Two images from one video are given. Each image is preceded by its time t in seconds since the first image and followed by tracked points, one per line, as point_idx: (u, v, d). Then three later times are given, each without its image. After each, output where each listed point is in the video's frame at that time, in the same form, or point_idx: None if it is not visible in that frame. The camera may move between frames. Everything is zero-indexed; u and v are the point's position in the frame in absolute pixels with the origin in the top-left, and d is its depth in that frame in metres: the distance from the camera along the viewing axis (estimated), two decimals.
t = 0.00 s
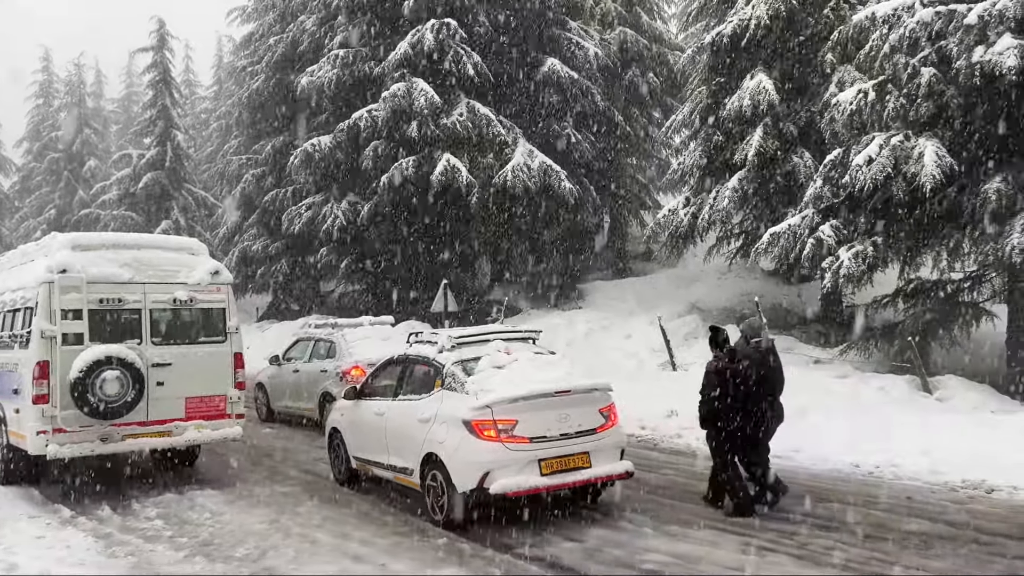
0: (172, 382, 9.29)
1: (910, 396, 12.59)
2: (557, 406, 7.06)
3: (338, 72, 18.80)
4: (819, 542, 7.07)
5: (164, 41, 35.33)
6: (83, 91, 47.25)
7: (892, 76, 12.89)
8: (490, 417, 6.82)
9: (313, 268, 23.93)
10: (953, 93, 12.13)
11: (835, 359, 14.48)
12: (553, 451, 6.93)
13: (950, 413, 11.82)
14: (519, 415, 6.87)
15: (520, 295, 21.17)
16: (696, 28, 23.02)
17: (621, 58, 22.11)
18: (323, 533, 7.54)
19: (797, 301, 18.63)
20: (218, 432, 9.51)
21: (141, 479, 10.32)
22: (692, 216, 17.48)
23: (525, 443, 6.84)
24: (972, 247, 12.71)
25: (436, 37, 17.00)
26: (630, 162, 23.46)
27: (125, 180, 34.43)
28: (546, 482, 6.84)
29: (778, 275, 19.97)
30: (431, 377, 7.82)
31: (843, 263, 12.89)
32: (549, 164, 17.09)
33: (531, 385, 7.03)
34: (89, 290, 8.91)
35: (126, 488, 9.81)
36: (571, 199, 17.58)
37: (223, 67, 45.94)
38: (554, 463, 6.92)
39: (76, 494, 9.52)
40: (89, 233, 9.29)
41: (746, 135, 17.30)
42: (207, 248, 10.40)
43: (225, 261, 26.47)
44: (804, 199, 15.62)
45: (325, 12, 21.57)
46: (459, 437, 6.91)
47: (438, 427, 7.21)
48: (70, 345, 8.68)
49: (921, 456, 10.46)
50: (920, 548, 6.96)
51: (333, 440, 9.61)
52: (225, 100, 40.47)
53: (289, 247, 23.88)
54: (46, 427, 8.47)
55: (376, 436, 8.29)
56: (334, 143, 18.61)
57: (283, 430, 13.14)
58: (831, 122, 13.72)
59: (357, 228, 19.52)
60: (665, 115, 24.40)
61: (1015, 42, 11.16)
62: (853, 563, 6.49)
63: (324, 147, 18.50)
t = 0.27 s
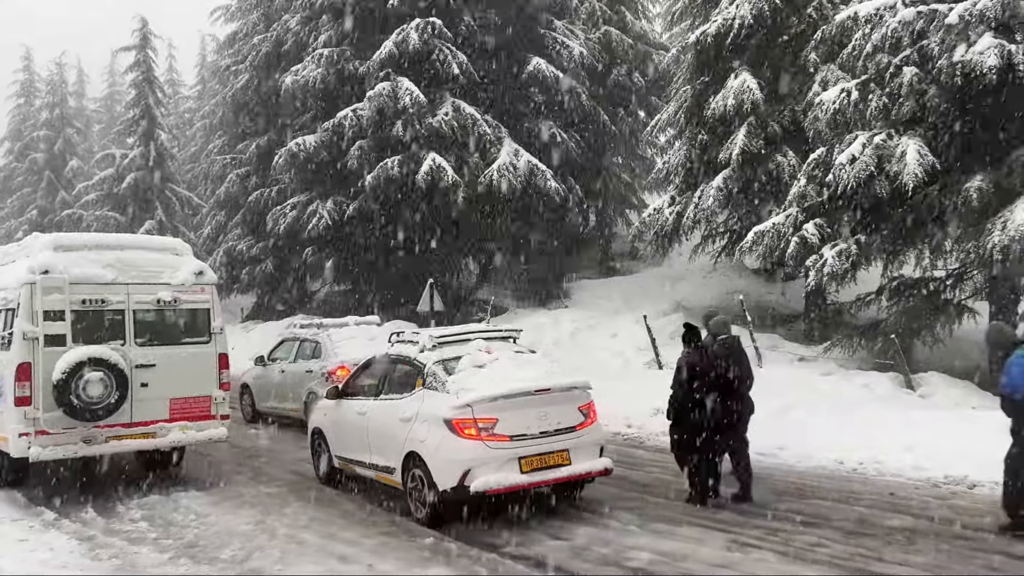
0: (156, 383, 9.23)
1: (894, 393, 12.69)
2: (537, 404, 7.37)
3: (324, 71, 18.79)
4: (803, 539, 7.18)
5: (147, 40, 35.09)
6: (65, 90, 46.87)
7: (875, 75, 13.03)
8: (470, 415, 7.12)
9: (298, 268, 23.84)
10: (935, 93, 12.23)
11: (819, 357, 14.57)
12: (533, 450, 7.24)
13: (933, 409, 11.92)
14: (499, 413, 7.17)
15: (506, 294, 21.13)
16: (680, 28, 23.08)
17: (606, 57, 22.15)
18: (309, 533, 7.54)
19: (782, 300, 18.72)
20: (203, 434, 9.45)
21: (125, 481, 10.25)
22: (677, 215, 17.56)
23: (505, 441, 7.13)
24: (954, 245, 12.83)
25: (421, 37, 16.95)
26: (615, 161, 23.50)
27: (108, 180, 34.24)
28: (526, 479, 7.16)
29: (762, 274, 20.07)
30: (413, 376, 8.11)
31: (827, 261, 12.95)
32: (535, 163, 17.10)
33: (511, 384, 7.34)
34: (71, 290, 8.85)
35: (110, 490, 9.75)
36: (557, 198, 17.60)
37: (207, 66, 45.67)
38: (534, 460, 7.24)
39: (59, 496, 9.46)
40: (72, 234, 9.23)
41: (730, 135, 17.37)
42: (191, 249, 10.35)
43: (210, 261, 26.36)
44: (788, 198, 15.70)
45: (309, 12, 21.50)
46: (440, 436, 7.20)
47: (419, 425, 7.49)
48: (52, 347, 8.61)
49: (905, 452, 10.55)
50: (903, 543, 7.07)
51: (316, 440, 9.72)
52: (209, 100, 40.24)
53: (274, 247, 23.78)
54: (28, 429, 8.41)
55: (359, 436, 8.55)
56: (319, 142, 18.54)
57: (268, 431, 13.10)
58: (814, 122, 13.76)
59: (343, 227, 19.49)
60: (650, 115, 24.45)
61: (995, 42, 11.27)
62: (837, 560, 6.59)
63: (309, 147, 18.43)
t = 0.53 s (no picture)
0: (136, 385, 9.16)
1: (874, 390, 12.79)
2: (512, 403, 7.70)
3: (305, 71, 18.74)
4: (785, 536, 7.30)
5: (126, 39, 34.80)
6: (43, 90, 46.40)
7: (855, 75, 13.11)
8: (447, 415, 7.43)
9: (280, 269, 23.72)
10: (913, 93, 12.38)
11: (800, 354, 14.66)
12: (508, 448, 7.57)
13: (913, 406, 12.04)
14: (475, 413, 7.49)
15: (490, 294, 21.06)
16: (661, 28, 23.15)
17: (588, 57, 22.15)
18: (291, 535, 7.54)
19: (763, 298, 18.82)
20: (184, 436, 9.40)
21: (105, 484, 10.18)
22: (659, 215, 17.62)
23: (481, 440, 7.45)
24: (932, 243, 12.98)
25: (403, 36, 16.89)
26: (597, 160, 23.54)
27: (87, 180, 33.99)
28: (502, 477, 7.49)
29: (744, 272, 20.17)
30: (390, 375, 8.46)
31: (807, 260, 13.03)
32: (518, 163, 17.11)
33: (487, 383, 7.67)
34: (50, 292, 8.75)
35: (90, 493, 9.67)
36: (540, 197, 17.61)
37: (187, 66, 45.35)
38: (510, 459, 7.56)
39: (38, 500, 9.37)
40: (51, 235, 9.14)
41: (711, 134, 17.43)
42: (171, 249, 10.20)
43: (191, 262, 26.17)
44: (769, 198, 15.75)
45: (290, 11, 21.39)
46: (416, 435, 7.51)
47: (395, 425, 7.81)
48: (31, 349, 8.53)
49: (886, 448, 10.63)
50: (883, 539, 7.20)
51: (293, 440, 9.98)
52: (189, 99, 39.95)
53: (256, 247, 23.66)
54: (6, 432, 8.33)
55: (337, 435, 8.85)
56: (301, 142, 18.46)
57: (250, 433, 13.06)
58: (795, 121, 13.79)
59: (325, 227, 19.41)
60: (632, 114, 24.49)
61: (972, 42, 11.38)
62: (818, 556, 6.72)
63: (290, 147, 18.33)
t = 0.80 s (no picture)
0: (113, 388, 9.07)
1: (852, 387, 12.93)
2: (485, 402, 8.16)
3: (284, 70, 18.62)
4: (763, 533, 7.44)
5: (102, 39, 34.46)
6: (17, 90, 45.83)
7: (831, 75, 13.18)
8: (421, 414, 7.87)
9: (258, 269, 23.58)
10: (888, 93, 12.52)
11: (778, 352, 14.77)
12: (480, 447, 8.02)
13: (889, 402, 12.18)
14: (447, 411, 7.94)
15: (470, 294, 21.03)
16: (640, 28, 23.26)
17: (567, 57, 22.18)
18: (272, 537, 7.55)
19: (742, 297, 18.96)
20: (162, 438, 9.32)
21: (82, 487, 10.09)
22: (639, 214, 17.67)
23: (454, 438, 7.90)
24: (909, 242, 13.14)
25: (382, 36, 16.84)
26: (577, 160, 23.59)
27: (63, 180, 33.64)
28: (474, 474, 7.94)
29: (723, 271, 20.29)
30: (364, 374, 8.88)
31: (785, 259, 13.10)
32: (498, 162, 17.14)
33: (459, 382, 8.13)
34: (24, 294, 8.63)
35: (66, 497, 9.59)
36: (520, 197, 17.62)
37: (164, 66, 44.97)
38: (482, 456, 8.02)
39: (13, 504, 9.27)
40: (25, 236, 9.00)
41: (690, 134, 17.51)
42: (148, 250, 10.11)
43: (168, 263, 25.95)
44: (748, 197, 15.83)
45: (268, 11, 21.29)
46: (390, 434, 7.93)
47: (369, 425, 8.23)
48: (5, 352, 8.40)
49: (863, 446, 10.73)
50: (860, 535, 7.34)
51: (270, 441, 10.23)
52: (166, 99, 39.62)
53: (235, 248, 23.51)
54: None
55: (312, 435, 9.22)
56: (279, 142, 18.31)
57: (228, 435, 13.01)
58: (772, 120, 13.86)
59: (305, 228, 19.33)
60: (612, 114, 24.56)
61: (945, 43, 11.53)
62: (796, 552, 6.84)
63: (269, 147, 18.17)
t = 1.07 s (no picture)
0: (87, 390, 8.92)
1: (827, 385, 13.06)
2: (458, 401, 8.19)
3: (260, 69, 18.43)
4: (740, 531, 7.50)
5: (75, 37, 34.08)
6: None
7: (805, 76, 13.29)
8: (393, 413, 7.87)
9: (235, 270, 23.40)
10: (863, 93, 12.54)
11: (755, 351, 14.86)
12: (453, 445, 8.04)
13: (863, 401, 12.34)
14: (420, 411, 7.95)
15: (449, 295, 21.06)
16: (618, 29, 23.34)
17: (545, 56, 22.19)
18: (248, 540, 7.50)
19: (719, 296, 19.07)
20: (137, 440, 9.18)
21: (55, 491, 9.96)
22: (617, 214, 17.70)
23: (427, 437, 7.91)
24: (883, 241, 13.23)
25: (359, 35, 16.77)
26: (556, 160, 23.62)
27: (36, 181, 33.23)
28: (448, 473, 7.94)
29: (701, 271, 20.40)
30: (338, 375, 8.90)
31: (762, 258, 13.16)
32: (477, 162, 17.13)
33: (433, 382, 8.15)
34: None
35: (39, 501, 9.45)
36: (498, 197, 17.59)
37: (139, 65, 44.57)
38: (455, 455, 8.03)
39: None
40: None
41: (667, 134, 17.57)
42: (121, 251, 9.99)
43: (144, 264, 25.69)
44: (724, 197, 15.91)
45: (244, 10, 21.14)
46: (363, 434, 7.93)
47: (342, 425, 8.26)
48: None
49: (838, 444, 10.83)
50: (835, 532, 7.43)
51: (245, 442, 10.30)
52: (141, 98, 39.23)
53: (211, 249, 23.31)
54: None
55: (286, 436, 9.26)
56: (256, 141, 18.21)
57: (205, 437, 12.91)
58: (749, 121, 13.93)
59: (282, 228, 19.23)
60: (590, 114, 24.61)
61: (918, 44, 11.65)
62: (772, 550, 6.91)
63: (245, 147, 18.06)
